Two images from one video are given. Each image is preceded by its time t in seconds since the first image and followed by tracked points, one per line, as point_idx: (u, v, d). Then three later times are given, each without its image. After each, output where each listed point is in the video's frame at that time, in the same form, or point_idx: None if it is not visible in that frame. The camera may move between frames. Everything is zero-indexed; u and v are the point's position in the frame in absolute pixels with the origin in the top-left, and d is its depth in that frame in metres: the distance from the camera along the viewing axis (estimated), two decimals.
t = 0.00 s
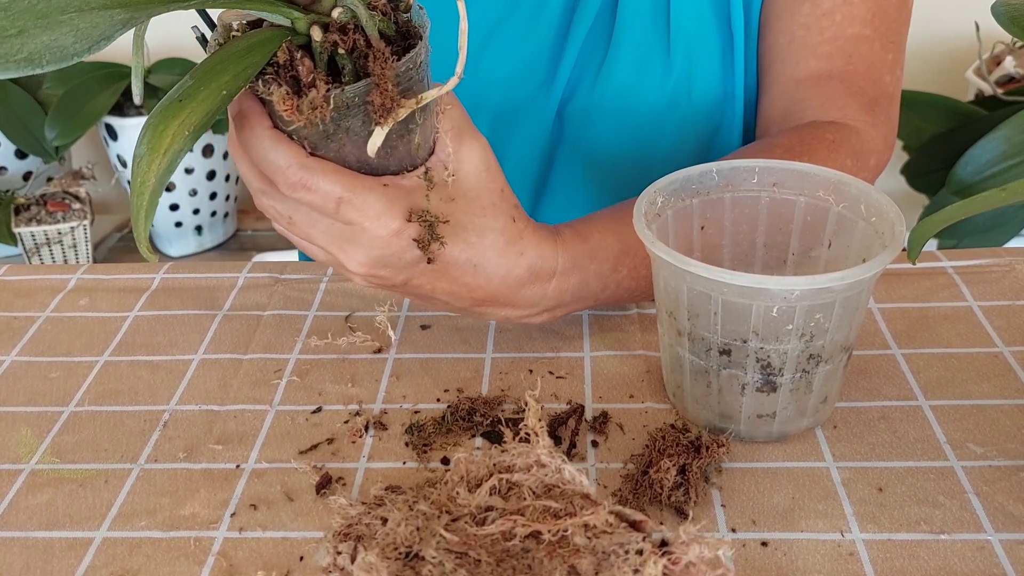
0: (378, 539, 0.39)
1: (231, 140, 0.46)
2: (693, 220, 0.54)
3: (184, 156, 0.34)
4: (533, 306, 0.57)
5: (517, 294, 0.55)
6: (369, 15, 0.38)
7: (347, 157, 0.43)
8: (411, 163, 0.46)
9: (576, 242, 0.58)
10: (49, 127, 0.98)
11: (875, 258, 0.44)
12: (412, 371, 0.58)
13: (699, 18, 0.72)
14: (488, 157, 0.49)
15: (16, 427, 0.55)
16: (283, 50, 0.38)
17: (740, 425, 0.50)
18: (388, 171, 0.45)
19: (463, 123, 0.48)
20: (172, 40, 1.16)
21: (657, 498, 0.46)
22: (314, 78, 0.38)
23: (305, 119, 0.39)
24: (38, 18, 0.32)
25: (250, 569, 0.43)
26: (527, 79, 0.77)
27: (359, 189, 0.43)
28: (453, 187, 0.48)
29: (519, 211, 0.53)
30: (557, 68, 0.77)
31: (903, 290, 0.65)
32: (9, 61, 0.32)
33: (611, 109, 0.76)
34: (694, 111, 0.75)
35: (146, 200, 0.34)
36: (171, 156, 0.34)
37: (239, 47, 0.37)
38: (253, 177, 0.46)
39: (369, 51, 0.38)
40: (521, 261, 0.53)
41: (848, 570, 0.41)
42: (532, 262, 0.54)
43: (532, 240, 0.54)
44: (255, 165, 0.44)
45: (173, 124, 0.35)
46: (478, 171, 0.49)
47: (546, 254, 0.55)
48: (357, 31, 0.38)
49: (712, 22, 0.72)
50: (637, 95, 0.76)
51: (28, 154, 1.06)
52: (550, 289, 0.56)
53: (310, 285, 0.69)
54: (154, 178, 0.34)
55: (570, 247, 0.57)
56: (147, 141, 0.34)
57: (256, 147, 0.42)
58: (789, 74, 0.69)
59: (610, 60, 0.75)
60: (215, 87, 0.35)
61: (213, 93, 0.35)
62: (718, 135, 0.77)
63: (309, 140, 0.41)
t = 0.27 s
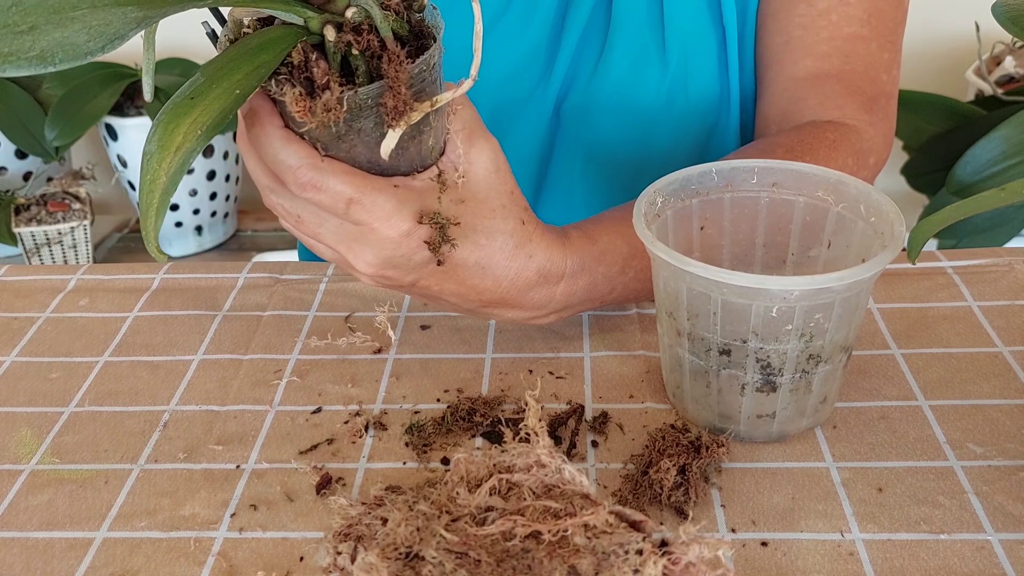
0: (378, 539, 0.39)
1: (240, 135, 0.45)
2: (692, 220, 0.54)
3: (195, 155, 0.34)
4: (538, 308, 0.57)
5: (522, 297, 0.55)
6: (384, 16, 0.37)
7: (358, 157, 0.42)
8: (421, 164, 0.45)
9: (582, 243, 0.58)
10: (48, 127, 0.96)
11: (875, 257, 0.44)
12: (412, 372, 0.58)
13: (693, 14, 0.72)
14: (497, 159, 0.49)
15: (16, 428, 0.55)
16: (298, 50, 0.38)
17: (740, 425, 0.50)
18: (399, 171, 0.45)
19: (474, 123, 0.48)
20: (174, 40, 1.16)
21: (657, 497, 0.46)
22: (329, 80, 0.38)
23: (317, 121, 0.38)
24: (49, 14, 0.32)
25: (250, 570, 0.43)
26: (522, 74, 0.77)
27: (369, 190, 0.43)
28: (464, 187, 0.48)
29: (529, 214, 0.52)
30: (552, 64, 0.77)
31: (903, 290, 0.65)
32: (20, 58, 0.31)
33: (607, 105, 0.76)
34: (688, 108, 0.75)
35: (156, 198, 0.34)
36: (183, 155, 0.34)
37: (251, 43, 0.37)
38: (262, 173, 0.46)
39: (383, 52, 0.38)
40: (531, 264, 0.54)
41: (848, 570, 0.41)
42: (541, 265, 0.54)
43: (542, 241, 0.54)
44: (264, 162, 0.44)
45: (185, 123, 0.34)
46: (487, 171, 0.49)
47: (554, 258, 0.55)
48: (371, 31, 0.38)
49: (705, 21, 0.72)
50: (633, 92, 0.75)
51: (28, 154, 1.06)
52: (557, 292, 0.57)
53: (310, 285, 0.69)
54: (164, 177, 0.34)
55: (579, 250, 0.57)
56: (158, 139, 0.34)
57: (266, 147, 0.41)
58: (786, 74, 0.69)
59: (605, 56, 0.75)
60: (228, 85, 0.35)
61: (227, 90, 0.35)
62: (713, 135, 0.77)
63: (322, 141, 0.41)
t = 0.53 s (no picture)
0: (378, 539, 0.39)
1: (236, 140, 0.45)
2: (692, 220, 0.54)
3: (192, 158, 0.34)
4: (538, 309, 0.57)
5: (522, 298, 0.56)
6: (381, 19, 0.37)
7: (355, 159, 0.42)
8: (419, 166, 0.45)
9: (582, 244, 0.58)
10: (48, 127, 0.97)
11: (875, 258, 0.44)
12: (411, 371, 0.58)
13: (687, 13, 0.72)
14: (495, 160, 0.49)
15: (16, 427, 0.55)
16: (296, 52, 0.38)
17: (740, 425, 0.50)
18: (397, 173, 0.44)
19: (473, 125, 0.48)
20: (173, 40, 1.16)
21: (657, 497, 0.46)
22: (327, 81, 0.38)
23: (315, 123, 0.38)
24: (46, 17, 0.31)
25: (250, 570, 0.43)
26: (517, 74, 0.77)
27: (368, 191, 0.43)
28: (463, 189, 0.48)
29: (528, 215, 0.52)
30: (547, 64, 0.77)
31: (903, 290, 0.65)
32: (16, 60, 0.31)
33: (603, 105, 0.76)
34: (683, 108, 0.75)
35: (153, 201, 0.34)
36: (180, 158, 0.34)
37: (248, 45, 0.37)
38: (259, 177, 0.46)
39: (380, 54, 0.38)
40: (530, 265, 0.54)
41: (848, 570, 0.41)
42: (541, 265, 0.54)
43: (541, 241, 0.54)
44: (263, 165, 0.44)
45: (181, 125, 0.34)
46: (486, 173, 0.49)
47: (554, 258, 0.55)
48: (368, 34, 0.38)
49: (700, 20, 0.72)
50: (628, 91, 0.75)
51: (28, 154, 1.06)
52: (557, 292, 0.57)
53: (310, 285, 0.69)
54: (161, 180, 0.34)
55: (578, 251, 0.57)
56: (154, 142, 0.34)
57: (264, 149, 0.41)
58: (783, 73, 0.69)
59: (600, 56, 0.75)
60: (225, 88, 0.35)
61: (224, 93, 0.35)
62: (709, 135, 0.77)
63: (319, 143, 0.40)
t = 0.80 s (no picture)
0: (378, 539, 0.39)
1: (237, 141, 0.45)
2: (692, 220, 0.54)
3: (200, 161, 0.34)
4: (540, 309, 0.57)
5: (524, 298, 0.56)
6: (382, 17, 0.37)
7: (358, 160, 0.42)
8: (421, 165, 0.45)
9: (583, 244, 0.58)
10: (48, 127, 0.97)
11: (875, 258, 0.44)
12: (411, 371, 0.58)
13: (687, 13, 0.72)
14: (495, 160, 0.49)
15: (16, 427, 0.55)
16: (301, 51, 0.38)
17: (740, 425, 0.50)
18: (399, 174, 0.44)
19: (472, 125, 0.47)
20: (173, 40, 1.16)
21: (657, 497, 0.46)
22: (331, 80, 0.37)
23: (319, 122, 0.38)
24: (47, 26, 0.31)
25: (250, 570, 0.43)
26: (518, 75, 0.77)
27: (370, 193, 0.42)
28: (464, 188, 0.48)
29: (529, 215, 0.52)
30: (547, 64, 0.77)
31: (903, 290, 0.65)
32: (19, 72, 0.31)
33: (603, 104, 0.76)
34: (684, 107, 0.75)
35: (161, 208, 0.33)
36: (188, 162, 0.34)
37: (249, 49, 0.36)
38: (260, 179, 0.46)
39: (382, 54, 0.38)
40: (531, 265, 0.54)
41: (848, 570, 0.41)
42: (542, 265, 0.54)
43: (543, 242, 0.54)
44: (264, 166, 0.43)
45: (187, 131, 0.34)
46: (487, 173, 0.49)
47: (556, 258, 0.55)
48: (371, 34, 0.38)
49: (700, 19, 0.72)
50: (629, 91, 0.75)
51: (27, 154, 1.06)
52: (558, 292, 0.57)
53: (310, 285, 0.69)
54: (168, 185, 0.33)
55: (579, 250, 0.57)
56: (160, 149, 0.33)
57: (265, 151, 0.41)
58: (783, 73, 0.69)
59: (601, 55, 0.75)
60: (228, 91, 0.35)
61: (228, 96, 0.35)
62: (709, 135, 0.77)
63: (323, 143, 0.41)
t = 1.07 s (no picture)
0: (378, 539, 0.39)
1: (236, 142, 0.44)
2: (692, 220, 0.54)
3: (197, 157, 0.34)
4: (541, 309, 0.57)
5: (525, 298, 0.55)
6: (380, 16, 0.38)
7: (357, 160, 0.42)
8: (419, 166, 0.45)
9: (583, 244, 0.57)
10: (48, 127, 0.97)
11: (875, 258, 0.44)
12: (411, 371, 0.58)
13: (687, 13, 0.72)
14: (494, 159, 0.49)
15: (16, 427, 0.55)
16: (299, 47, 0.38)
17: (740, 425, 0.50)
18: (398, 174, 0.44)
19: (469, 124, 0.48)
20: (174, 39, 1.16)
21: (657, 497, 0.46)
22: (332, 78, 0.37)
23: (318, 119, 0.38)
24: (48, 18, 0.32)
25: (249, 569, 0.43)
26: (518, 75, 0.77)
27: (370, 191, 0.42)
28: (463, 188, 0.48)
29: (528, 214, 0.52)
30: (546, 65, 0.77)
31: (903, 290, 0.65)
32: (20, 60, 0.31)
33: (603, 104, 0.76)
34: (683, 108, 0.75)
35: (158, 203, 0.34)
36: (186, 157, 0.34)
37: (249, 47, 0.37)
38: (259, 181, 0.46)
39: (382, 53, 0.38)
40: (531, 264, 0.53)
41: (848, 570, 0.41)
42: (542, 264, 0.54)
43: (542, 241, 0.54)
44: (263, 166, 0.44)
45: (185, 127, 0.34)
46: (486, 172, 0.49)
47: (556, 257, 0.55)
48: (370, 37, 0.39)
49: (699, 20, 0.73)
50: (629, 91, 0.75)
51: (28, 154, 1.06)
52: (559, 292, 0.57)
53: (310, 285, 0.69)
54: (165, 180, 0.34)
55: (578, 250, 0.57)
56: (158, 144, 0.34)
57: (265, 151, 0.41)
58: (782, 73, 0.69)
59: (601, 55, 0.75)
60: (227, 89, 0.35)
61: (227, 92, 0.35)
62: (709, 135, 0.77)
63: (322, 141, 0.40)
